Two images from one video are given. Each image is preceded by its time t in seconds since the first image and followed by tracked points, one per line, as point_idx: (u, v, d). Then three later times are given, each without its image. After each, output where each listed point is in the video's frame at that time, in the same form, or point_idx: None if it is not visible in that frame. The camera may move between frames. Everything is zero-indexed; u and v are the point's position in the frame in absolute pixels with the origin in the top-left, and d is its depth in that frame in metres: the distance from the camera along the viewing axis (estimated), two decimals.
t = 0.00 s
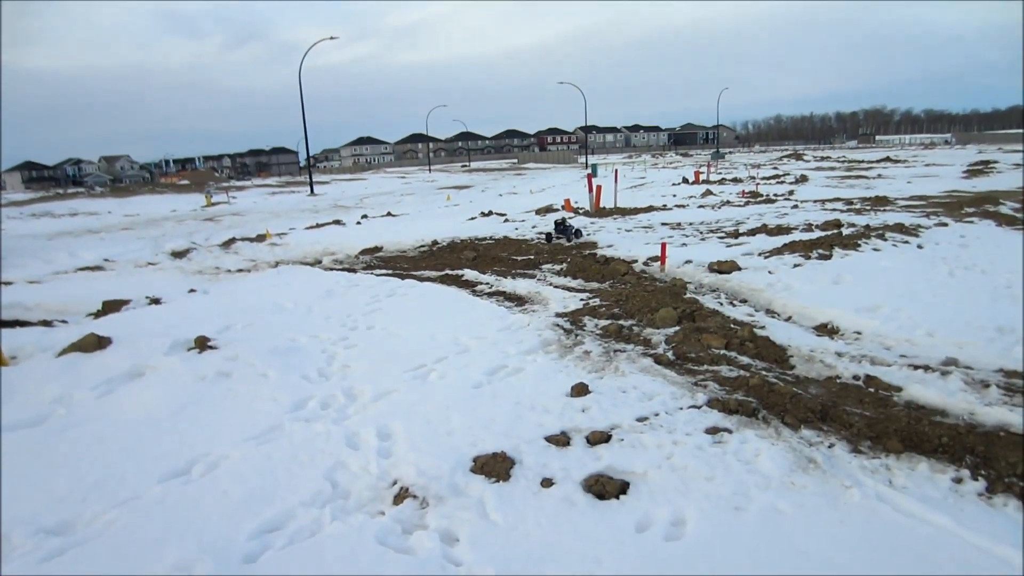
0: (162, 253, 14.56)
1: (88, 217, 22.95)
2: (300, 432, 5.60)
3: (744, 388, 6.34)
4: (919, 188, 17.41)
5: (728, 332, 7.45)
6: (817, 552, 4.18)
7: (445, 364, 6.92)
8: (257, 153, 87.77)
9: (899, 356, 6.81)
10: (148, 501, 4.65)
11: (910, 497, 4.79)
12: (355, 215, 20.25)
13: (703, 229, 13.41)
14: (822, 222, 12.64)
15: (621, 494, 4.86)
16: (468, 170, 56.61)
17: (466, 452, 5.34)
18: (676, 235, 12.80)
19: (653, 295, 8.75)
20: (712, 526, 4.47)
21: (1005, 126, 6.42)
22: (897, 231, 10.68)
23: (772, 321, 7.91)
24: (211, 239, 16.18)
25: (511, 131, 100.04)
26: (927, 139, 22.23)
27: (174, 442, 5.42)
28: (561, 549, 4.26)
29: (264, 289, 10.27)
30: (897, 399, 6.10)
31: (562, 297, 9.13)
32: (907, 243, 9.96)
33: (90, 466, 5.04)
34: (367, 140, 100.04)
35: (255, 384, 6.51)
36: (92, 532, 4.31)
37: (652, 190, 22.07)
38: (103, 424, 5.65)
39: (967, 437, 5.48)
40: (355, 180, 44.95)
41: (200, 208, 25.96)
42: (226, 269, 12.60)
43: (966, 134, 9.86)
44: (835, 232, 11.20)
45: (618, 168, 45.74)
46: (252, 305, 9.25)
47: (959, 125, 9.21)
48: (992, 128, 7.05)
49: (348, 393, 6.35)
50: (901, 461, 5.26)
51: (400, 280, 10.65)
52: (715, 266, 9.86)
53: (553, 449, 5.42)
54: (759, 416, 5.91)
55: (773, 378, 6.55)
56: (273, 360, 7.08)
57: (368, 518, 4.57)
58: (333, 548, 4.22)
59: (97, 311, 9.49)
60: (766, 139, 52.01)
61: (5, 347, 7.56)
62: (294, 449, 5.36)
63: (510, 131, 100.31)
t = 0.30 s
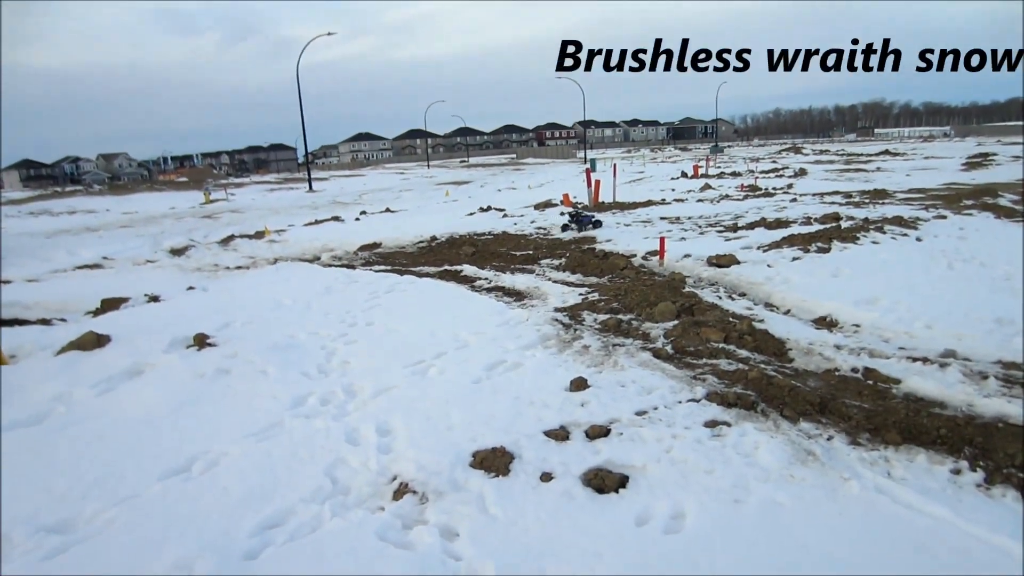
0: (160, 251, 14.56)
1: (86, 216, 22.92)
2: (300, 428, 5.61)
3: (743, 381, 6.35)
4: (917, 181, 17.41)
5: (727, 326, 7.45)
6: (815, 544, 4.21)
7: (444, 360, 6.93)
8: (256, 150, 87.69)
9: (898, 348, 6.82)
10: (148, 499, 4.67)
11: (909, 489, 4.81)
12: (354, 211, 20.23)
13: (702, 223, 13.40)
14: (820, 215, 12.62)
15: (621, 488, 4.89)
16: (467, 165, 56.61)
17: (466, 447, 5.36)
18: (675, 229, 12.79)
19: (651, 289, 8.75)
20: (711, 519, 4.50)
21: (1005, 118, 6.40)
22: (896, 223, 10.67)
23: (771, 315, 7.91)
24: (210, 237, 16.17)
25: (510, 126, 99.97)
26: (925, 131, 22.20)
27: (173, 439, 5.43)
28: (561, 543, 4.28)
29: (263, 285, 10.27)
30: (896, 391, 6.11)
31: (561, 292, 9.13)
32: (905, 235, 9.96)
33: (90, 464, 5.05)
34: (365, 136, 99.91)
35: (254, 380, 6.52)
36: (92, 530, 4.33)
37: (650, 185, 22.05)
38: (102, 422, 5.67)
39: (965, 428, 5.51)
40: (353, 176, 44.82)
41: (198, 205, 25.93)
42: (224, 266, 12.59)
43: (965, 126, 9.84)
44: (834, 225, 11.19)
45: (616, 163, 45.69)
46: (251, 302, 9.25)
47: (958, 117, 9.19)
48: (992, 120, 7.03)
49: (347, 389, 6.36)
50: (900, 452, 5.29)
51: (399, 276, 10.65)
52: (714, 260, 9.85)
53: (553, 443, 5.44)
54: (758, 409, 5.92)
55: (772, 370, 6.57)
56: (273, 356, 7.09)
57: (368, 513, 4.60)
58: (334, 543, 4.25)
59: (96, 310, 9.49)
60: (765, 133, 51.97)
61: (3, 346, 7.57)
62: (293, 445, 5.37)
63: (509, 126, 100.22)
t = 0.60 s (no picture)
0: (154, 247, 14.54)
1: (80, 211, 22.85)
2: (293, 426, 5.63)
3: (736, 378, 6.38)
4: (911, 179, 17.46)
5: (720, 323, 7.47)
6: (806, 540, 4.25)
7: (438, 357, 6.95)
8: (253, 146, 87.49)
9: (891, 344, 6.86)
10: (140, 497, 4.68)
11: (900, 484, 4.87)
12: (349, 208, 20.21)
13: (697, 220, 13.41)
14: (815, 212, 12.65)
15: (614, 485, 4.92)
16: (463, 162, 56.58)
17: (460, 445, 5.39)
18: (669, 226, 12.80)
19: (645, 286, 8.77)
20: (703, 516, 4.54)
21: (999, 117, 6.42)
22: (890, 221, 10.70)
23: (764, 312, 7.93)
24: (204, 233, 16.14)
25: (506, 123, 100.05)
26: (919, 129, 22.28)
27: (165, 437, 5.44)
28: (553, 541, 4.32)
29: (257, 282, 10.28)
30: (888, 387, 6.15)
31: (556, 289, 9.15)
32: (899, 232, 9.99)
33: (82, 462, 5.06)
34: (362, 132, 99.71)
35: (247, 378, 6.53)
36: (84, 529, 4.35)
37: (645, 182, 22.06)
38: (94, 420, 5.67)
39: (956, 424, 5.58)
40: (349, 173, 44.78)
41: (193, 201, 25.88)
42: (218, 263, 12.58)
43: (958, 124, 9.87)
44: (828, 223, 11.21)
45: (612, 160, 45.75)
46: (245, 299, 9.26)
47: (953, 115, 9.21)
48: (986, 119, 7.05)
49: (341, 386, 6.38)
50: (891, 448, 5.34)
51: (394, 273, 10.66)
52: (708, 257, 9.87)
53: (546, 441, 5.47)
54: (750, 405, 5.95)
55: (765, 367, 6.59)
56: (266, 353, 7.10)
57: (362, 511, 4.63)
58: (327, 540, 4.28)
59: (89, 306, 9.48)
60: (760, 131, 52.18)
61: None
62: (286, 442, 5.39)
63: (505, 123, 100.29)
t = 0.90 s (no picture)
0: (139, 246, 14.43)
1: (64, 208, 22.62)
2: (278, 427, 5.64)
3: (721, 379, 6.43)
4: (896, 180, 17.62)
5: (706, 324, 7.51)
6: (787, 540, 4.31)
7: (424, 358, 6.96)
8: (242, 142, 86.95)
9: (874, 344, 6.93)
10: (123, 500, 4.68)
11: (881, 484, 4.94)
12: (337, 207, 20.15)
13: (684, 221, 13.48)
14: (800, 213, 12.75)
15: (598, 486, 4.96)
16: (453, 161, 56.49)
17: (445, 446, 5.42)
18: (657, 227, 12.85)
19: (631, 288, 8.81)
20: (686, 517, 4.58)
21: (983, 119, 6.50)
22: (874, 221, 10.80)
23: (750, 312, 7.99)
24: (190, 232, 16.04)
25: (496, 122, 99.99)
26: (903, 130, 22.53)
27: (149, 439, 5.44)
28: (538, 543, 4.35)
29: (243, 282, 10.25)
30: (871, 387, 6.22)
31: (543, 290, 9.17)
32: (883, 233, 10.09)
33: (64, 465, 5.05)
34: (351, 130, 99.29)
35: (232, 379, 6.53)
36: (66, 532, 4.34)
37: (634, 182, 22.15)
38: (77, 422, 5.66)
39: (937, 423, 5.66)
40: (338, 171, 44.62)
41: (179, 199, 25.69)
42: (204, 262, 12.52)
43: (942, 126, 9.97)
44: (813, 223, 11.30)
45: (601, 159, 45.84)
46: (231, 299, 9.23)
47: (937, 117, 9.30)
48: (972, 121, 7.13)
49: (326, 387, 6.39)
50: (873, 447, 5.41)
51: (381, 273, 10.65)
52: (694, 258, 9.92)
53: (531, 442, 5.50)
54: (735, 406, 6.00)
55: (749, 368, 6.64)
56: (251, 354, 7.09)
57: (347, 513, 4.65)
58: (312, 543, 4.29)
59: (73, 305, 9.41)
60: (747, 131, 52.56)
61: None
62: (271, 444, 5.40)
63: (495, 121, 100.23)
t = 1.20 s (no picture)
0: (105, 248, 14.18)
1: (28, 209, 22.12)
2: (243, 433, 5.58)
3: (687, 385, 6.49)
4: (862, 189, 18.05)
5: (675, 330, 7.59)
6: (749, 544, 4.37)
7: (393, 363, 6.94)
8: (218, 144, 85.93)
9: (838, 351, 7.06)
10: (81, 507, 4.60)
11: (843, 488, 5.03)
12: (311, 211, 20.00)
13: (656, 228, 13.61)
14: (770, 221, 12.96)
15: (565, 491, 4.98)
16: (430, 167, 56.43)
17: (413, 452, 5.41)
18: (628, 234, 12.95)
19: (601, 294, 8.87)
20: (651, 521, 4.63)
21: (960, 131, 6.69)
22: (840, 229, 11.02)
23: (718, 319, 8.08)
24: (158, 234, 15.80)
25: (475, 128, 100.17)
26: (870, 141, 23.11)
27: (110, 445, 5.35)
28: (504, 548, 4.36)
29: (211, 286, 10.13)
30: (834, 393, 6.33)
31: (514, 296, 9.21)
32: (850, 241, 10.30)
33: (20, 472, 4.95)
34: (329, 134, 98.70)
35: (196, 384, 6.45)
36: (21, 540, 4.26)
37: (608, 189, 22.34)
38: (36, 428, 5.55)
39: (898, 428, 5.78)
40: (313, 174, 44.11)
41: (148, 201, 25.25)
42: (172, 265, 12.34)
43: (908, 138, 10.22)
44: (782, 231, 11.48)
45: (577, 166, 46.14)
46: (198, 303, 9.12)
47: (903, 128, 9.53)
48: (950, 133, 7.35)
49: (293, 392, 6.34)
50: (835, 452, 5.51)
51: (351, 278, 10.59)
52: (665, 265, 10.02)
53: (499, 447, 5.52)
54: (701, 412, 6.07)
55: (716, 374, 6.72)
56: (218, 359, 7.02)
57: (312, 520, 4.63)
58: (276, 549, 4.26)
59: (34, 308, 9.22)
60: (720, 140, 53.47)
61: None
62: (236, 450, 5.35)
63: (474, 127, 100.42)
